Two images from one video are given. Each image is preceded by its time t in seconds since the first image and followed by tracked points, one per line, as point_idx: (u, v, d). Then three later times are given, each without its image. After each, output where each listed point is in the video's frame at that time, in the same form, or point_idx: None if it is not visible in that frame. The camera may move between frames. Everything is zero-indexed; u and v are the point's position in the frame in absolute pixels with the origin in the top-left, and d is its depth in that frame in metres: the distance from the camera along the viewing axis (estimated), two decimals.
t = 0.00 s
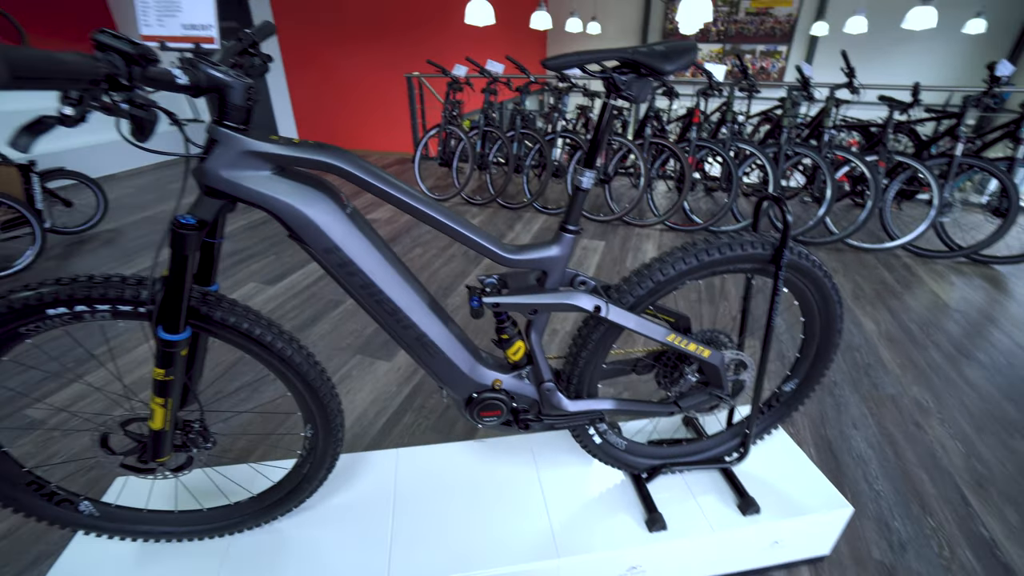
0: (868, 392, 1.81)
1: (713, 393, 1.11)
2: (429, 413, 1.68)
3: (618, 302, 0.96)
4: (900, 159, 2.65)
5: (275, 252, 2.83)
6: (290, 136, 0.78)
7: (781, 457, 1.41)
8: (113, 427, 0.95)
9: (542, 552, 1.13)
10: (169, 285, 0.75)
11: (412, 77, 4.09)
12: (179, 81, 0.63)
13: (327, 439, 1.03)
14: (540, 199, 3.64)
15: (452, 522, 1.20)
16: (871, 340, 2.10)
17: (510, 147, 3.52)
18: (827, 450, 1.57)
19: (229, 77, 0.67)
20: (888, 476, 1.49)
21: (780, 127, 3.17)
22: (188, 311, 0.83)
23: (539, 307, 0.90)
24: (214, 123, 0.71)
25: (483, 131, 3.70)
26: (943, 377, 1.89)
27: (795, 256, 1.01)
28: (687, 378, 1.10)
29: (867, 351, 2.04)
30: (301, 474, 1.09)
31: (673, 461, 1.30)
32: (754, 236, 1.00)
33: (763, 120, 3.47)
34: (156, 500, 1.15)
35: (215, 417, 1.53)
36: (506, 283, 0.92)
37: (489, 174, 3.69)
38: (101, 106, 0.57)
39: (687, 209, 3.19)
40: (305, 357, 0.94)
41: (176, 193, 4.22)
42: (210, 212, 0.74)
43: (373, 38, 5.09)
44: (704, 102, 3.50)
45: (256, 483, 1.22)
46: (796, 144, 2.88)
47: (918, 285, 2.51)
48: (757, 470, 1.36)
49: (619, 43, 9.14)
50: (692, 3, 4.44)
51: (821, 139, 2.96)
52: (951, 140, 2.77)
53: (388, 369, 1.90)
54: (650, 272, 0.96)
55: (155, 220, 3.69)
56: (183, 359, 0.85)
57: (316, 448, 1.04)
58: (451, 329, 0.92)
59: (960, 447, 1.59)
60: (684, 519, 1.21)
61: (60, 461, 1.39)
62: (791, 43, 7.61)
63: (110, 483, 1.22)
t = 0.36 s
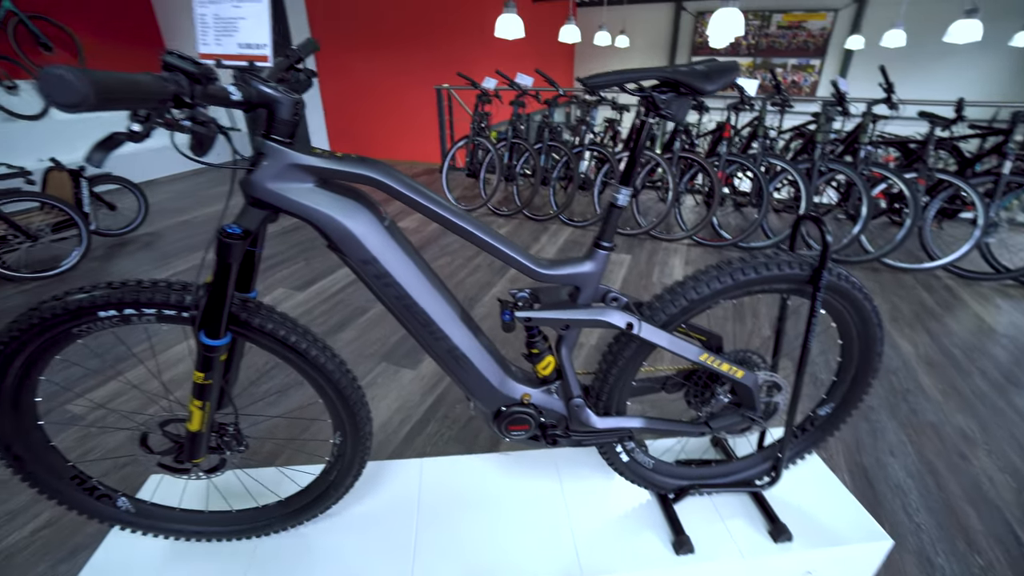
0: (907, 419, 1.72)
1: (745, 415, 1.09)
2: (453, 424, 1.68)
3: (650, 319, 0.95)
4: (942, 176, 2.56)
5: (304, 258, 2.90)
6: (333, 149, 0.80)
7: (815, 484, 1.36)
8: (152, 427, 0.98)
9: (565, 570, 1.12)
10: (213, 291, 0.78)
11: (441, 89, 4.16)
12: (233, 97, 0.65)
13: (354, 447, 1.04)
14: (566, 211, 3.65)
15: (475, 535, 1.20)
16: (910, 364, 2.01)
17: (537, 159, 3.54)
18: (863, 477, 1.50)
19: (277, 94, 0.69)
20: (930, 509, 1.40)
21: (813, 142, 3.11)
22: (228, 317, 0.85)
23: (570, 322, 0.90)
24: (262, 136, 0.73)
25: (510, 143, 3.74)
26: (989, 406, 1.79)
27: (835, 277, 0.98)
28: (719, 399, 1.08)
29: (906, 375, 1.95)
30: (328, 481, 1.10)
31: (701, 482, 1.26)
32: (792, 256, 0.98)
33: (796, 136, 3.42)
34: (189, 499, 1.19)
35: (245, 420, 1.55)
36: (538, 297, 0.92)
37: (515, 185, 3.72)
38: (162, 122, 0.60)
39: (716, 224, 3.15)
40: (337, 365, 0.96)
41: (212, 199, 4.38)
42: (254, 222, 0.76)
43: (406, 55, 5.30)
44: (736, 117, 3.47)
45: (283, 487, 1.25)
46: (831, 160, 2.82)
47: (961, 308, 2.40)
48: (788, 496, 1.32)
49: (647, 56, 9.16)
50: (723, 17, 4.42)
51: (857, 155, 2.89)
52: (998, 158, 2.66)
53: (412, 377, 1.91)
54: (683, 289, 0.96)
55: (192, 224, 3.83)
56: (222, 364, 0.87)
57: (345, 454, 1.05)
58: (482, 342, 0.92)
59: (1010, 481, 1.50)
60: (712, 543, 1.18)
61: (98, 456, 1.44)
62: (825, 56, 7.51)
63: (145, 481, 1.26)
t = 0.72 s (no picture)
0: (943, 441, 1.62)
1: (777, 433, 1.05)
2: (473, 432, 1.67)
3: (680, 333, 0.95)
4: (981, 192, 2.47)
5: (329, 263, 2.96)
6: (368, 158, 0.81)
7: (846, 506, 1.32)
8: (184, 428, 1.00)
9: None
10: (248, 297, 0.79)
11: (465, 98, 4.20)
12: (276, 107, 0.66)
13: (378, 453, 1.04)
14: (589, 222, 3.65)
15: (494, 546, 1.19)
16: (947, 385, 1.93)
17: (560, 169, 3.56)
18: (896, 502, 1.38)
19: (318, 103, 0.70)
20: (971, 539, 1.29)
21: (843, 154, 3.05)
22: (262, 321, 0.86)
23: (600, 334, 0.90)
24: (301, 146, 0.74)
25: (533, 153, 3.76)
26: None
27: (873, 296, 0.95)
28: (750, 416, 1.06)
29: (943, 397, 1.86)
30: (352, 486, 1.10)
31: (727, 501, 1.22)
32: (827, 272, 0.96)
33: (824, 148, 3.37)
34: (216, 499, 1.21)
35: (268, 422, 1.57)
36: (567, 309, 0.92)
37: (538, 195, 3.73)
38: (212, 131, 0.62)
39: (741, 237, 3.11)
40: (365, 370, 0.96)
41: (240, 204, 4.50)
42: (290, 228, 0.77)
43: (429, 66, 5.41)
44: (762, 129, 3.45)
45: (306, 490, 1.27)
46: (861, 173, 2.76)
47: (1001, 328, 2.30)
48: (818, 519, 1.28)
49: (671, 66, 9.14)
50: (750, 28, 4.40)
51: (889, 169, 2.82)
52: None
53: (433, 385, 1.91)
54: (716, 304, 0.95)
55: (220, 228, 3.94)
56: (254, 368, 0.89)
57: (368, 460, 1.05)
58: (510, 352, 0.92)
59: None
60: (738, 564, 1.15)
61: (128, 453, 1.48)
62: (854, 68, 7.40)
63: (174, 479, 1.30)
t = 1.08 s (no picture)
0: (978, 461, 1.56)
1: (806, 450, 1.03)
2: (491, 438, 1.66)
3: (709, 345, 0.95)
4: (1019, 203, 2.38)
5: (349, 265, 2.99)
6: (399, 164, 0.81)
7: (875, 526, 1.28)
8: (210, 428, 1.02)
9: None
10: (279, 301, 0.80)
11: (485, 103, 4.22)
12: (313, 112, 0.66)
13: (400, 458, 1.05)
14: (608, 228, 3.64)
15: (512, 554, 1.22)
16: (982, 402, 1.86)
17: (580, 174, 3.56)
18: (928, 524, 1.33)
19: (353, 109, 0.71)
20: (1009, 564, 1.23)
21: (871, 163, 2.98)
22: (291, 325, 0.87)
23: (628, 344, 0.90)
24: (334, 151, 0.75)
25: (553, 158, 3.77)
26: None
27: (910, 310, 0.92)
28: (778, 431, 1.04)
29: (977, 415, 1.79)
30: (372, 490, 1.11)
31: (752, 516, 1.20)
32: (862, 285, 0.93)
33: (851, 156, 3.30)
34: (239, 498, 1.23)
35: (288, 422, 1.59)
36: (594, 318, 0.93)
37: (557, 200, 3.73)
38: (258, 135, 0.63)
39: (763, 246, 3.07)
40: (390, 375, 0.97)
41: (263, 205, 4.58)
42: (322, 232, 0.77)
43: (451, 70, 5.44)
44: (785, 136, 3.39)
45: (327, 492, 1.30)
46: (890, 183, 2.70)
47: None
48: (845, 538, 1.24)
49: (691, 72, 9.07)
50: (775, 34, 4.34)
51: (919, 178, 2.75)
52: None
53: (451, 389, 1.92)
54: (746, 316, 0.94)
55: (243, 229, 4.01)
56: (281, 372, 0.90)
57: (390, 465, 1.06)
58: (536, 361, 0.91)
59: None
60: None
61: (152, 449, 1.51)
62: (880, 74, 7.27)
63: (198, 477, 1.32)
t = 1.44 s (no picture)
0: (1013, 483, 1.50)
1: (836, 467, 1.00)
2: (508, 443, 1.65)
3: (737, 357, 0.94)
4: None
5: (367, 267, 3.02)
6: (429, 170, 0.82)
7: (904, 547, 1.24)
8: (236, 428, 1.03)
9: None
10: (309, 305, 0.81)
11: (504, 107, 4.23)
12: (349, 118, 0.67)
13: (421, 462, 1.05)
14: (626, 234, 3.62)
15: (529, 563, 1.22)
16: (1016, 421, 1.79)
17: (599, 180, 3.55)
18: (960, 546, 1.29)
19: (388, 116, 0.72)
20: None
21: (898, 172, 2.92)
22: (319, 328, 0.88)
23: (655, 355, 0.90)
24: (367, 157, 0.76)
25: (572, 163, 3.76)
26: None
27: (948, 325, 0.89)
28: (806, 446, 1.01)
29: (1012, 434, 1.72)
30: (392, 494, 1.11)
31: (776, 533, 1.17)
32: (897, 300, 0.91)
33: (878, 164, 3.23)
34: (261, 497, 1.24)
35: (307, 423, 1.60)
36: (620, 328, 0.93)
37: (574, 205, 3.72)
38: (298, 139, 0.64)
39: (785, 255, 3.02)
40: (414, 380, 0.97)
41: (284, 206, 4.66)
42: (353, 237, 0.78)
43: (471, 74, 5.46)
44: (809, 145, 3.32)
45: (346, 494, 1.31)
46: (919, 193, 2.63)
47: None
48: (872, 557, 1.21)
49: (711, 77, 9.00)
50: (799, 40, 4.29)
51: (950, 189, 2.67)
52: None
53: (468, 394, 1.91)
54: (776, 328, 0.93)
55: (264, 229, 4.08)
56: (308, 375, 0.90)
57: (411, 468, 1.06)
58: (560, 369, 0.91)
59: None
60: None
61: (176, 446, 1.54)
62: (907, 80, 7.12)
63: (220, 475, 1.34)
